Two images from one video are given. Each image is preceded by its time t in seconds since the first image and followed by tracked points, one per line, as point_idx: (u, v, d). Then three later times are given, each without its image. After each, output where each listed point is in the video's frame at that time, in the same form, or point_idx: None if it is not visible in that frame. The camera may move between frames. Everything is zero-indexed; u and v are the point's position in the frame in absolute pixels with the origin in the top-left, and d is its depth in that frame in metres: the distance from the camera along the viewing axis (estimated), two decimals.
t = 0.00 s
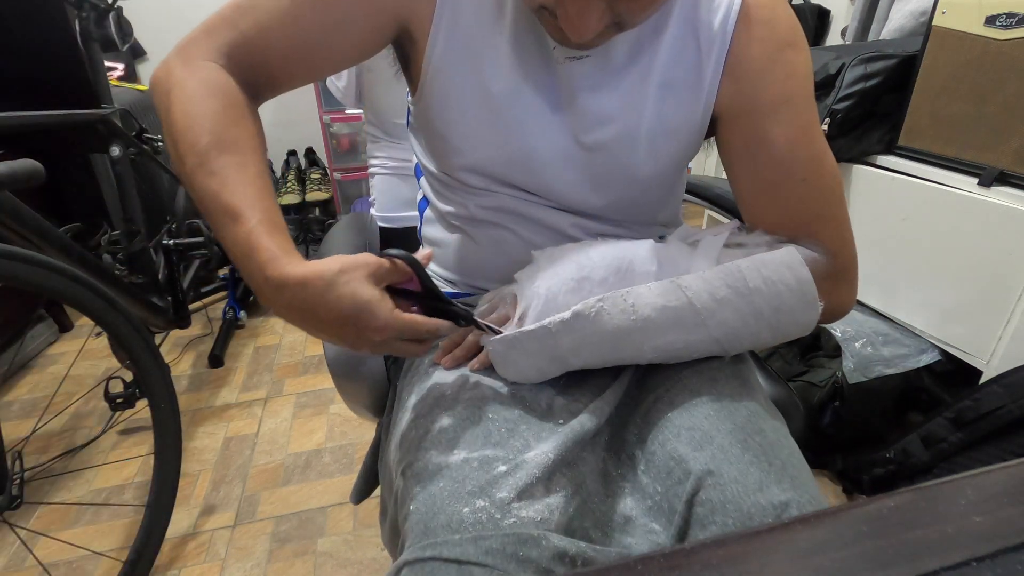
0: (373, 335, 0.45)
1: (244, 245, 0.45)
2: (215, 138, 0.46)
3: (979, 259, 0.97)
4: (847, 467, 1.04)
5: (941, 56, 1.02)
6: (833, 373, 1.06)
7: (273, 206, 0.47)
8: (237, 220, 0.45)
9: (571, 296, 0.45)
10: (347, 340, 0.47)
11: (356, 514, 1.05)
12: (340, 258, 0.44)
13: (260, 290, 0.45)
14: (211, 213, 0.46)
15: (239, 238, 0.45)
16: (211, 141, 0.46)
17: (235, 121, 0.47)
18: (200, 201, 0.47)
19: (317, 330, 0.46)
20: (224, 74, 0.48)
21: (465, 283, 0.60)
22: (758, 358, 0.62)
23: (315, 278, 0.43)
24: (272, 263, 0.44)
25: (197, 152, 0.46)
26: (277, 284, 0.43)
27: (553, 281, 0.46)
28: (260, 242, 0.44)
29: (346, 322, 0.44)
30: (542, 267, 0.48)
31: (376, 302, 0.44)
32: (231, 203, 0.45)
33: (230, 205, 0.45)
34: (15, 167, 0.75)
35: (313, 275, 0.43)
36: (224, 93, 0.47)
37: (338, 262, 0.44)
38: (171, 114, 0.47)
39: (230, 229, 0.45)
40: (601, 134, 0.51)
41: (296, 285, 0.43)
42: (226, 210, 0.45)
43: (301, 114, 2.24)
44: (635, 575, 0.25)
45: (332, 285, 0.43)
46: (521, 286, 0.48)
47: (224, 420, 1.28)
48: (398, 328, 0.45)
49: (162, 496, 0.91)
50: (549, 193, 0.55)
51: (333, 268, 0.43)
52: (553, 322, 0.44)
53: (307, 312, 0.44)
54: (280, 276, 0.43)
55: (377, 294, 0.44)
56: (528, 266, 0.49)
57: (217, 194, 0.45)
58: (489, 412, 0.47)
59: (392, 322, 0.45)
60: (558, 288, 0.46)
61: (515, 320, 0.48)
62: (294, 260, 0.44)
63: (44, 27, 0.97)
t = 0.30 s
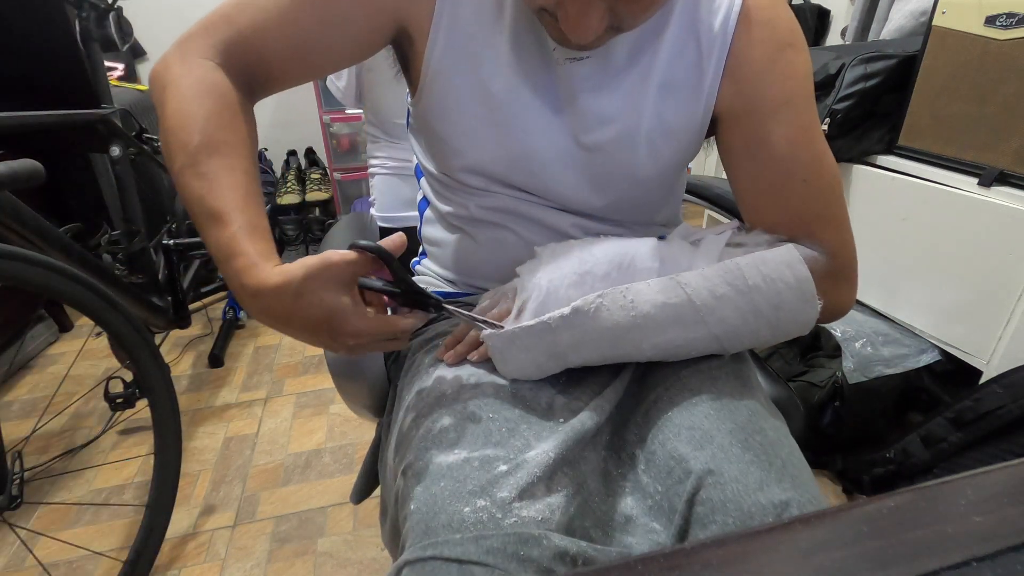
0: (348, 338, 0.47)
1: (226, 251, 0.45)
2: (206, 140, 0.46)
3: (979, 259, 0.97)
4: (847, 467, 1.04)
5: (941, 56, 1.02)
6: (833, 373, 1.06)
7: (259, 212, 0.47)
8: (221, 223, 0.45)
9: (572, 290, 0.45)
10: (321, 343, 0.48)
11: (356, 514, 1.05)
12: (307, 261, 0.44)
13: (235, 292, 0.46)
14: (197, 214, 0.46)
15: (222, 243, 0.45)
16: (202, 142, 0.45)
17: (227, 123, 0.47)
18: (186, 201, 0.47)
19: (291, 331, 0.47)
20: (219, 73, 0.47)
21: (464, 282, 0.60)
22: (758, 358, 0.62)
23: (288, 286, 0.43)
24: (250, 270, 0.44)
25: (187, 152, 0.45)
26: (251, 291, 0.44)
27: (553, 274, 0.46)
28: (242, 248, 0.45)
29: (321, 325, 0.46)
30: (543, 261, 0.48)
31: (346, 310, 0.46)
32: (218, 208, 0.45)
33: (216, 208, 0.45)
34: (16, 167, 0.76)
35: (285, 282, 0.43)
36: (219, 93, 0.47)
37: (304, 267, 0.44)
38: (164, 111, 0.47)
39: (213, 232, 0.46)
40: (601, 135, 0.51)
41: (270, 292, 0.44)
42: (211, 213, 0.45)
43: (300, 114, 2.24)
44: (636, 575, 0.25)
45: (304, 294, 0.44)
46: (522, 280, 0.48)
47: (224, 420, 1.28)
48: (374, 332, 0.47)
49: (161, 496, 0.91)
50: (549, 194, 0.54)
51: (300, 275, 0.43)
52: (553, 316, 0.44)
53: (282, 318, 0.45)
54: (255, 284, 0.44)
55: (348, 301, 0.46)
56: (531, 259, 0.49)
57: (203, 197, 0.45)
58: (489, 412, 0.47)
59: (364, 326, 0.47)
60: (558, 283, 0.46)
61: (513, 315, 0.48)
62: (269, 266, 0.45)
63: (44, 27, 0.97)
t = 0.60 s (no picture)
0: (383, 347, 0.47)
1: (258, 266, 0.45)
2: (225, 159, 0.46)
3: (979, 259, 0.97)
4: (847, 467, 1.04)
5: (941, 56, 1.02)
6: (833, 373, 1.06)
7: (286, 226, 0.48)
8: (250, 241, 0.45)
9: (563, 281, 0.46)
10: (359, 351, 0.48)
11: (356, 514, 1.05)
12: (338, 273, 0.44)
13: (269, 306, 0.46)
14: (225, 234, 0.46)
15: (253, 259, 0.45)
16: (222, 161, 0.46)
17: (243, 139, 0.47)
18: (213, 222, 0.47)
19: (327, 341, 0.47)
20: (229, 90, 0.48)
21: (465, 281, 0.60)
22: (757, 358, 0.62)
23: (328, 299, 0.44)
24: (286, 284, 0.44)
25: (208, 172, 0.46)
26: (285, 306, 0.44)
27: (547, 265, 0.46)
28: (273, 263, 0.45)
29: (356, 335, 0.46)
30: (538, 253, 0.48)
31: (384, 321, 0.46)
32: (246, 225, 0.45)
33: (244, 227, 0.45)
34: (14, 166, 0.76)
35: (319, 296, 0.44)
36: (231, 109, 0.47)
37: (337, 280, 0.44)
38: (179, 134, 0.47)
39: (245, 251, 0.45)
40: (601, 136, 0.51)
41: (304, 307, 0.44)
42: (239, 232, 0.45)
43: (301, 114, 2.24)
44: (636, 575, 0.25)
45: (345, 307, 0.44)
46: (515, 272, 0.48)
47: (224, 420, 1.28)
48: (409, 339, 0.48)
49: (161, 495, 0.91)
50: (549, 194, 0.54)
51: (335, 287, 0.44)
52: (548, 309, 0.44)
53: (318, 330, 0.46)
54: (290, 299, 0.44)
55: (384, 313, 0.46)
56: (525, 250, 0.49)
57: (230, 216, 0.46)
58: (489, 412, 0.47)
59: (401, 336, 0.47)
60: (552, 273, 0.46)
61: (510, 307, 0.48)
62: (302, 278, 0.45)
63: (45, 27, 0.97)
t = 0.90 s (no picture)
0: (405, 349, 0.48)
1: (276, 272, 0.46)
2: (237, 165, 0.46)
3: (979, 259, 0.97)
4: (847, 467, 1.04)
5: (942, 56, 1.02)
6: (833, 373, 1.06)
7: (300, 228, 0.48)
8: (267, 248, 0.46)
9: (563, 282, 0.45)
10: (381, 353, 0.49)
11: (356, 514, 1.05)
12: (366, 277, 0.45)
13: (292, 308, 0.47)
14: (241, 241, 0.47)
15: (271, 264, 0.46)
16: (233, 168, 0.46)
17: (253, 146, 0.47)
18: (228, 230, 0.47)
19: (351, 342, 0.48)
20: (233, 95, 0.48)
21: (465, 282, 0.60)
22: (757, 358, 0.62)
23: (347, 302, 0.44)
24: (308, 287, 0.45)
25: (221, 180, 0.46)
26: (309, 309, 0.45)
27: (546, 266, 0.46)
28: (294, 267, 0.46)
29: (379, 337, 0.47)
30: (537, 253, 0.48)
31: (405, 322, 0.46)
32: (259, 231, 0.46)
33: (260, 234, 0.46)
34: (14, 165, 0.75)
35: (345, 298, 0.44)
36: (236, 115, 0.47)
37: (364, 284, 0.45)
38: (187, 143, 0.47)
39: (262, 257, 0.46)
40: (601, 136, 0.51)
41: (329, 309, 0.45)
42: (255, 239, 0.46)
43: (301, 115, 2.24)
44: (636, 575, 0.25)
45: (365, 309, 0.45)
46: (515, 274, 0.48)
47: (224, 420, 1.28)
48: (431, 341, 0.48)
49: (161, 495, 0.91)
50: (549, 194, 0.54)
51: (361, 290, 0.45)
52: (550, 310, 0.44)
53: (341, 331, 0.46)
54: (313, 301, 0.45)
55: (405, 313, 0.46)
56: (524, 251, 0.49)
57: (245, 223, 0.46)
58: (490, 412, 0.47)
59: (422, 337, 0.47)
60: (553, 273, 0.46)
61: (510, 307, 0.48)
62: (327, 282, 0.46)
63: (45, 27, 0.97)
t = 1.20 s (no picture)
0: (411, 343, 0.48)
1: (275, 273, 0.46)
2: (235, 163, 0.46)
3: (979, 259, 0.97)
4: (847, 467, 1.05)
5: (942, 56, 1.02)
6: (833, 373, 1.07)
7: (297, 227, 0.48)
8: (267, 245, 0.45)
9: (562, 281, 0.45)
10: (387, 351, 0.49)
11: (356, 513, 1.05)
12: (365, 271, 0.45)
13: (294, 311, 0.47)
14: (239, 240, 0.46)
15: (271, 263, 0.45)
16: (232, 165, 0.46)
17: (250, 144, 0.47)
18: (224, 229, 0.47)
19: (353, 339, 0.48)
20: (229, 92, 0.47)
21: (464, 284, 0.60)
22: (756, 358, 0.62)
23: (350, 298, 0.45)
24: (311, 285, 0.45)
25: (218, 177, 0.46)
26: (313, 308, 0.45)
27: (545, 266, 0.46)
28: (295, 265, 0.45)
29: (384, 333, 0.47)
30: (536, 251, 0.48)
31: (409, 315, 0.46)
32: (259, 232, 0.45)
33: (259, 231, 0.45)
34: (14, 165, 0.75)
35: (346, 294, 0.45)
36: (233, 113, 0.47)
37: (364, 280, 0.45)
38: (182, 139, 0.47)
39: (262, 256, 0.46)
40: (601, 136, 0.51)
41: (332, 308, 0.45)
42: (255, 236, 0.45)
43: (301, 115, 2.24)
44: (636, 575, 0.25)
45: (369, 304, 0.45)
46: (513, 274, 0.48)
47: (224, 420, 1.28)
48: (436, 337, 0.48)
49: (161, 495, 0.90)
50: (549, 194, 0.54)
51: (361, 286, 0.45)
52: (549, 310, 0.44)
53: (347, 329, 0.46)
54: (316, 300, 0.45)
55: (408, 306, 0.46)
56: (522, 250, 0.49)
57: (244, 221, 0.46)
58: (490, 412, 0.47)
59: (426, 330, 0.47)
60: (551, 273, 0.45)
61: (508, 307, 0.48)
62: (327, 280, 0.46)
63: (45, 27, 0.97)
